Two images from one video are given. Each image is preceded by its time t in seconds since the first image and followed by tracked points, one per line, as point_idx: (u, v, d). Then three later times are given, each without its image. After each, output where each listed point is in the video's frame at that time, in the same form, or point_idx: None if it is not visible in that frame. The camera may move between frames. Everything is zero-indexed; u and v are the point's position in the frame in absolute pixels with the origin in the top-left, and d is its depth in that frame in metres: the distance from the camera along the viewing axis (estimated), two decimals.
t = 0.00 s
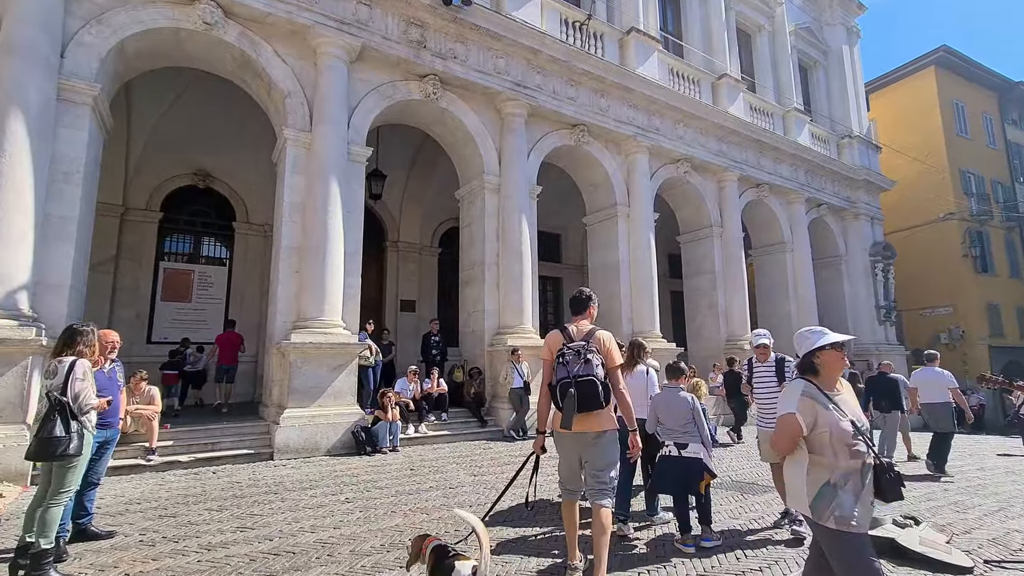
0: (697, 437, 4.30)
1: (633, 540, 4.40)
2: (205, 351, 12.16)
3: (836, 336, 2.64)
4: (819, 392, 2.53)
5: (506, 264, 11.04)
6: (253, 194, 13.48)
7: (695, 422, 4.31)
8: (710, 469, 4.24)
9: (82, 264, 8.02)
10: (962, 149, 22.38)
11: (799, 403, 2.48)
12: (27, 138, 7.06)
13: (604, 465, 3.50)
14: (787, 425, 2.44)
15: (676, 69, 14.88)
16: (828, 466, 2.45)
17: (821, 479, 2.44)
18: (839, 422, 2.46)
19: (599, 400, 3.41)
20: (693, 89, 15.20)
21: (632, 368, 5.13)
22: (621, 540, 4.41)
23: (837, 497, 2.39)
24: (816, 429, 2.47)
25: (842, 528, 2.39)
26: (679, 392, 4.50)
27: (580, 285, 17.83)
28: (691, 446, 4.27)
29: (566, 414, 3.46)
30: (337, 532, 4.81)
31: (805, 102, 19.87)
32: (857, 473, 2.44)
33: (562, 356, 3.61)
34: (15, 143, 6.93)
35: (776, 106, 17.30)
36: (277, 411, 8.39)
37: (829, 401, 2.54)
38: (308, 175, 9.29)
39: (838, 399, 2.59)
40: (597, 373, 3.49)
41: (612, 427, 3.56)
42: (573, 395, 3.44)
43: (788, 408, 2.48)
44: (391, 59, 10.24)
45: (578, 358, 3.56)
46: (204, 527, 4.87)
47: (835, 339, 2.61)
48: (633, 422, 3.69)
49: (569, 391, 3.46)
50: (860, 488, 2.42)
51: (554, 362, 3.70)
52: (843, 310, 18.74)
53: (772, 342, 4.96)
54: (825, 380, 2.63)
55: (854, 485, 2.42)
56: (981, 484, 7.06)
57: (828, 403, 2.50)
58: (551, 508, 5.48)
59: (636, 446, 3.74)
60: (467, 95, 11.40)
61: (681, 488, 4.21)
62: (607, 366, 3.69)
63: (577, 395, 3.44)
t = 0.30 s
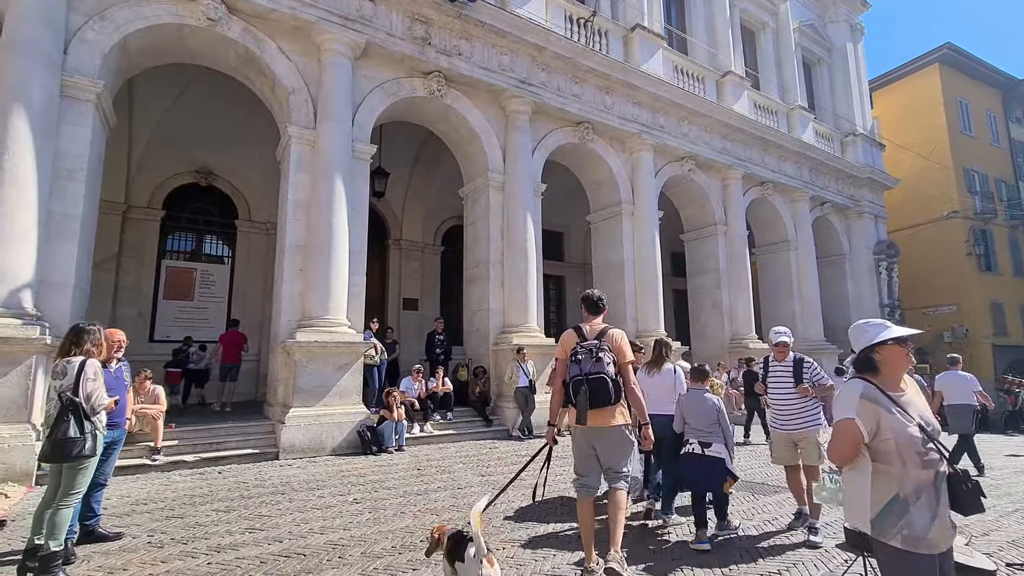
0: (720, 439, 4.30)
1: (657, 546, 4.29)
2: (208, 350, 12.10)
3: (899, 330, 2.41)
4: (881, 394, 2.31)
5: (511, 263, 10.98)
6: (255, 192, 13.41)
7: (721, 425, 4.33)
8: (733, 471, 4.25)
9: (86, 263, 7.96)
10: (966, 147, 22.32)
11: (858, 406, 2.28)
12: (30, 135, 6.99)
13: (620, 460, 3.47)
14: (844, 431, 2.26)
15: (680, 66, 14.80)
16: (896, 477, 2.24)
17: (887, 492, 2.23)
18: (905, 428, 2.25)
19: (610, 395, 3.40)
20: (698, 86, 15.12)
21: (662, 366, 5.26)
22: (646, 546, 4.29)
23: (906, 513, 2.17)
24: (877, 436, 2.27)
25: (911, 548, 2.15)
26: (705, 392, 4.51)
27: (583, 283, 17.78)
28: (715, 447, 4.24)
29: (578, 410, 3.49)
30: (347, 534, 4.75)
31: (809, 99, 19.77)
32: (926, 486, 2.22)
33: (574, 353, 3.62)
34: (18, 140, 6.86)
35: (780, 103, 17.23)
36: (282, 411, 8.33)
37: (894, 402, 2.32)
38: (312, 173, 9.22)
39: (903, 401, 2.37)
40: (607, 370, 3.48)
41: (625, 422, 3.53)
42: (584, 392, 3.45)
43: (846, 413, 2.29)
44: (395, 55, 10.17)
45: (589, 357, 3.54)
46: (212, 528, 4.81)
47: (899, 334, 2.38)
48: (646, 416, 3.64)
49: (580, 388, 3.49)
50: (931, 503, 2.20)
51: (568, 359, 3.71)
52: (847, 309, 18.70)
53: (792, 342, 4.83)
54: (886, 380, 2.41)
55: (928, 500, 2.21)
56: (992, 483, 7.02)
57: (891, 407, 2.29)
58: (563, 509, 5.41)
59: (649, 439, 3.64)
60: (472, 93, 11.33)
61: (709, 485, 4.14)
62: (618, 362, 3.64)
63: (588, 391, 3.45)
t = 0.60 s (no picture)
0: (751, 433, 4.53)
1: (669, 548, 4.25)
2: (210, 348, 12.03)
3: (967, 327, 2.24)
4: (944, 398, 2.17)
5: (515, 261, 10.93)
6: (256, 190, 13.34)
7: (749, 419, 4.57)
8: (766, 464, 4.51)
9: (88, 260, 7.89)
10: (968, 145, 22.30)
11: (918, 411, 2.15)
12: (32, 130, 6.92)
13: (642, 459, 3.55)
14: (902, 437, 2.15)
15: (684, 63, 14.74)
16: (956, 487, 2.14)
17: (946, 500, 2.14)
18: (968, 436, 2.13)
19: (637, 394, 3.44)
20: (701, 83, 15.07)
21: (681, 365, 5.34)
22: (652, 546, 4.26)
23: (967, 525, 2.10)
24: (939, 443, 2.15)
25: (965, 558, 2.10)
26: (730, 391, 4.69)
27: (585, 281, 17.71)
28: (744, 440, 4.49)
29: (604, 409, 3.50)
30: (357, 534, 4.71)
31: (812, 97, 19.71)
32: (990, 496, 2.13)
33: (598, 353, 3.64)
34: (21, 135, 6.79)
35: (783, 101, 17.18)
36: (286, 409, 8.28)
37: (957, 407, 2.17)
38: (316, 170, 9.16)
39: (966, 404, 2.23)
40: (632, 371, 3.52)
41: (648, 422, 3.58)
42: (611, 391, 3.46)
43: (903, 418, 2.17)
44: (399, 52, 10.10)
45: (614, 357, 3.57)
46: (220, 528, 4.76)
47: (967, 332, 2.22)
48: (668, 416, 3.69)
49: (606, 388, 3.49)
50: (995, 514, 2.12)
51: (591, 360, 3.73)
52: (849, 307, 18.68)
53: (812, 341, 4.78)
54: (949, 381, 2.27)
55: (991, 511, 2.12)
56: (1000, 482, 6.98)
57: (955, 412, 2.15)
58: (574, 510, 5.36)
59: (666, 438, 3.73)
60: (475, 89, 11.26)
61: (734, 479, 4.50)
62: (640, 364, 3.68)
63: (615, 391, 3.47)
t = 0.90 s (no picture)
0: (763, 427, 4.65)
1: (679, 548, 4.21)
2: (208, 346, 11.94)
3: None
4: (1017, 400, 2.08)
5: (516, 258, 10.85)
6: (255, 187, 13.24)
7: (766, 414, 4.70)
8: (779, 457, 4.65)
9: (86, 256, 7.80)
10: (968, 143, 22.27)
11: (989, 411, 2.07)
12: (28, 125, 6.81)
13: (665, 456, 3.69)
14: (970, 439, 2.08)
15: (685, 60, 14.67)
16: None
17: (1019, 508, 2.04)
18: None
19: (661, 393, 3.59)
20: (702, 80, 15.00)
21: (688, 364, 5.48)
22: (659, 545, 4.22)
23: None
24: (1011, 447, 2.06)
25: None
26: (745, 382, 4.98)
27: (585, 279, 17.64)
28: (755, 434, 4.62)
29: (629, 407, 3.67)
30: (360, 534, 4.64)
31: (812, 94, 19.64)
32: None
33: (624, 352, 3.79)
34: (16, 130, 6.69)
35: (784, 98, 17.12)
36: (286, 408, 8.20)
37: None
38: (316, 166, 9.07)
39: None
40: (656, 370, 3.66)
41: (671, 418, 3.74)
42: (637, 389, 3.62)
43: (971, 419, 2.09)
44: (400, 47, 10.01)
45: (640, 356, 3.72)
46: (221, 528, 4.69)
47: None
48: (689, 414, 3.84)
49: (631, 387, 3.66)
50: None
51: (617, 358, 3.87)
52: (849, 305, 18.66)
53: (820, 338, 4.70)
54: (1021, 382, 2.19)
55: None
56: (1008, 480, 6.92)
57: None
58: (579, 509, 5.31)
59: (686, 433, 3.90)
60: (476, 85, 11.18)
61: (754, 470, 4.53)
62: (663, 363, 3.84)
63: (639, 390, 3.63)
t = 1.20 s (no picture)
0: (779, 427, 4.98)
1: (690, 548, 4.08)
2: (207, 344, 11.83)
3: None
4: None
5: (519, 255, 10.73)
6: (254, 183, 13.11)
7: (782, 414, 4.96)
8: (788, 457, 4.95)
9: (83, 252, 7.68)
10: (972, 140, 22.16)
11: None
12: (24, 118, 6.68)
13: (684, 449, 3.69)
14: None
15: (688, 55, 14.56)
16: None
17: None
18: None
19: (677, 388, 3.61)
20: (706, 76, 14.88)
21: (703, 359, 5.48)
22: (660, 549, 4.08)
23: None
24: None
25: None
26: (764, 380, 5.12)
27: (587, 277, 17.54)
28: (769, 434, 4.95)
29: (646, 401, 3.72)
30: (364, 534, 4.53)
31: (815, 91, 19.53)
32: None
33: (642, 347, 3.91)
34: (13, 122, 6.56)
35: (788, 94, 17.01)
36: (287, 406, 8.09)
37: None
38: (317, 161, 8.95)
39: None
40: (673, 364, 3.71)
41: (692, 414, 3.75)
42: (653, 383, 3.67)
43: None
44: (402, 40, 9.88)
45: (657, 352, 3.80)
46: (222, 528, 4.58)
47: None
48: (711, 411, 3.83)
49: (648, 382, 3.72)
50: None
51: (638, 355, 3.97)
52: (852, 303, 18.56)
53: (822, 331, 4.39)
54: None
55: None
56: (1023, 478, 6.78)
57: None
58: (583, 508, 5.21)
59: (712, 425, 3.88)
60: (479, 80, 11.06)
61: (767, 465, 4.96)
62: (685, 361, 3.88)
63: (655, 384, 3.67)
